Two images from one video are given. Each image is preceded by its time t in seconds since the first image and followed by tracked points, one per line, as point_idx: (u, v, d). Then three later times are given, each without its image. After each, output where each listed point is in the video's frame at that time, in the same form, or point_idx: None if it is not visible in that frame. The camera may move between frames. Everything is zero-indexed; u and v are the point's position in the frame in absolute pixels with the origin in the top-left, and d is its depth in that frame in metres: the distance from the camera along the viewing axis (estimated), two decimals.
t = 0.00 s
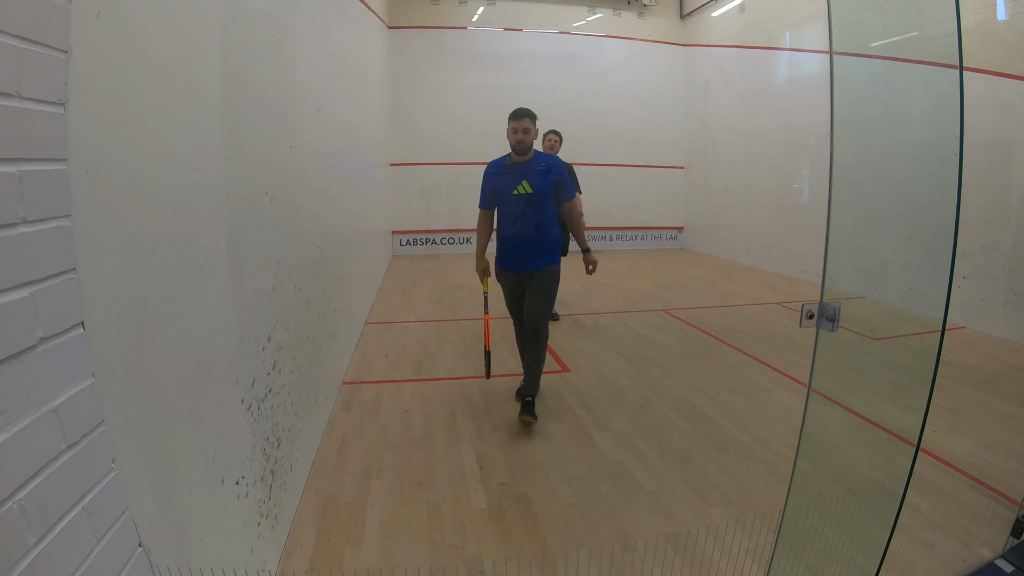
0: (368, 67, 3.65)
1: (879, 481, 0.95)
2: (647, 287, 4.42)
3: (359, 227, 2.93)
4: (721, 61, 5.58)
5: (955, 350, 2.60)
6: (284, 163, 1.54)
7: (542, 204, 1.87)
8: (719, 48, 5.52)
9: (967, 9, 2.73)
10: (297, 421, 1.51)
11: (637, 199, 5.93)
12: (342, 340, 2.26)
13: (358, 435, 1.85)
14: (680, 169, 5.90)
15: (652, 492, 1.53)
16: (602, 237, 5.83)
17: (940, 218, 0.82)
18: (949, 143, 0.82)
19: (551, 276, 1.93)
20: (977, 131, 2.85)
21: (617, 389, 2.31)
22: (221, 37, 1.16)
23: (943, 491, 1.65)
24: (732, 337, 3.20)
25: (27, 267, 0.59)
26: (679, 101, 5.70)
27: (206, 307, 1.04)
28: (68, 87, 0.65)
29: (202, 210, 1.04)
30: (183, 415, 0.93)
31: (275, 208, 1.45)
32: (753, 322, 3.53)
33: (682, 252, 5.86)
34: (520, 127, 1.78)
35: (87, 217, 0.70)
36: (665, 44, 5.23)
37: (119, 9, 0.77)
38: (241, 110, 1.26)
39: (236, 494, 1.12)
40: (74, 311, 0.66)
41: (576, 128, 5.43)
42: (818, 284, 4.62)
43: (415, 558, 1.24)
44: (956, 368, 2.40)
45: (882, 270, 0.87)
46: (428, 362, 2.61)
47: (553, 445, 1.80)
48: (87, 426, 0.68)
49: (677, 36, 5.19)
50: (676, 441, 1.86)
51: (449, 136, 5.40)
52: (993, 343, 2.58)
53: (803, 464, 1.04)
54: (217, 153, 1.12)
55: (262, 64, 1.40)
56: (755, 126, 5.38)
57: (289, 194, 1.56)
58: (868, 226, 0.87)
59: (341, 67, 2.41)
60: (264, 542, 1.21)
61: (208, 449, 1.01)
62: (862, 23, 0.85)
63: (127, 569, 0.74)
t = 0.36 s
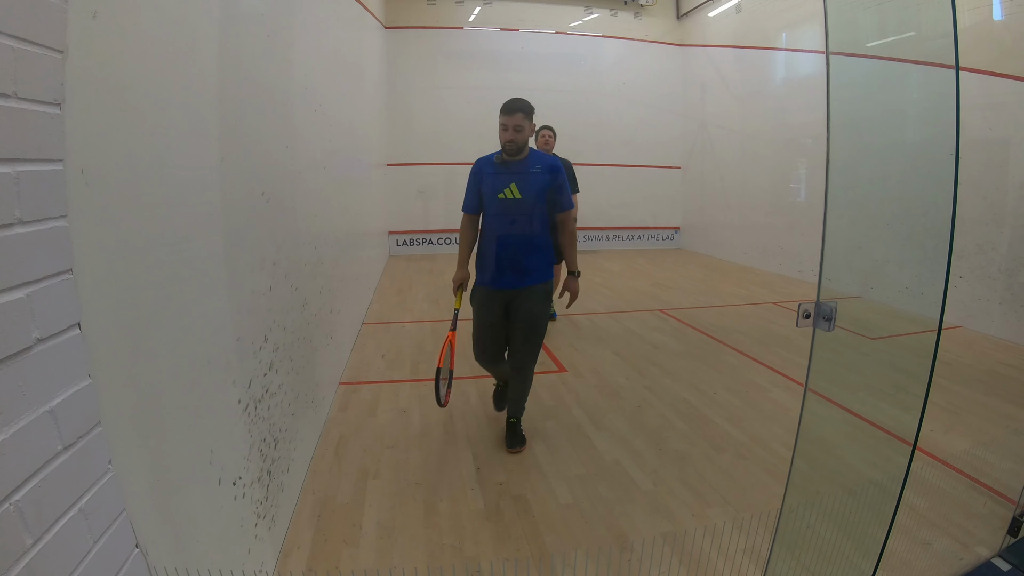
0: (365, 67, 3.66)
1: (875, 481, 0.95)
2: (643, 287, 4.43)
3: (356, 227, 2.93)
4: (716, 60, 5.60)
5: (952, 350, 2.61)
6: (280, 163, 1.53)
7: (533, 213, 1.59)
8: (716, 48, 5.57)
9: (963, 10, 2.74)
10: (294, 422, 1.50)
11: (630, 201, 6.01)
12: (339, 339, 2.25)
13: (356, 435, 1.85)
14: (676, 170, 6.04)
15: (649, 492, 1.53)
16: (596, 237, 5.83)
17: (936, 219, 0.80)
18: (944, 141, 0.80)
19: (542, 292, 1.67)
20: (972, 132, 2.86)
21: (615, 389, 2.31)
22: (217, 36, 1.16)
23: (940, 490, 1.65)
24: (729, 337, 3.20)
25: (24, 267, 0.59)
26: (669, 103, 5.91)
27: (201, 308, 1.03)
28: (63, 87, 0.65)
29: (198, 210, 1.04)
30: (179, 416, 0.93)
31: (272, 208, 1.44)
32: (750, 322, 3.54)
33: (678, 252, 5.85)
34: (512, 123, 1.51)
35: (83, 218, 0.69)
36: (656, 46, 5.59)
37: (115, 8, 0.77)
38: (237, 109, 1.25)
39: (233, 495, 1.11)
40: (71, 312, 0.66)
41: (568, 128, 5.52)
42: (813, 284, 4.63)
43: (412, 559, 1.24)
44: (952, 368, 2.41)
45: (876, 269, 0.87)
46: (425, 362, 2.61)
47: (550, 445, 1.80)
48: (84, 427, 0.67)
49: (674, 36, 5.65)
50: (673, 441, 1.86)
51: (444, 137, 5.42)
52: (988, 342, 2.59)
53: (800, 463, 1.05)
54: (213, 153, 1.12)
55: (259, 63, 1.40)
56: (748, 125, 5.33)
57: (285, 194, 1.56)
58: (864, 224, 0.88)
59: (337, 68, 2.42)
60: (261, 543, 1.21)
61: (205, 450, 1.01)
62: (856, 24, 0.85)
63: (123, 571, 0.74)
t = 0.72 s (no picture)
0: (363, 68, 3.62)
1: (873, 480, 0.96)
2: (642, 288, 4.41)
3: (354, 228, 2.91)
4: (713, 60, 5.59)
5: (951, 350, 2.61)
6: (278, 164, 1.52)
7: (529, 229, 1.40)
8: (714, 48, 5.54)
9: (963, 9, 2.74)
10: (293, 422, 1.50)
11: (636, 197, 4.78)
12: (337, 340, 2.25)
13: (354, 436, 1.85)
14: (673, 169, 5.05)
15: (649, 493, 1.53)
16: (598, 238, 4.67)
17: (933, 219, 0.82)
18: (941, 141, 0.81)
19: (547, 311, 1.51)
20: (971, 132, 2.85)
21: (613, 390, 2.31)
22: (215, 37, 1.15)
23: (940, 490, 1.65)
24: (728, 337, 3.20)
25: (22, 267, 0.59)
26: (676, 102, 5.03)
27: (199, 309, 1.03)
28: (62, 87, 0.65)
29: (196, 211, 1.03)
30: (178, 417, 0.92)
31: (270, 208, 1.44)
32: (749, 322, 3.54)
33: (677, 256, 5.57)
34: (490, 146, 1.22)
35: (83, 218, 0.69)
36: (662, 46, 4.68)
37: (113, 8, 0.76)
38: (236, 110, 1.25)
39: (232, 495, 1.11)
40: (69, 312, 0.66)
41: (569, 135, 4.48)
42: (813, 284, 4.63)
43: (411, 559, 1.24)
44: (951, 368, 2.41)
45: (875, 269, 0.89)
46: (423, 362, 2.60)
47: (549, 445, 1.80)
48: (84, 427, 0.68)
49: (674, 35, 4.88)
50: (672, 441, 1.86)
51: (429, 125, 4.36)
52: (987, 342, 2.59)
53: (799, 464, 1.04)
54: (211, 154, 1.11)
55: (255, 63, 1.39)
56: (746, 125, 5.51)
57: (283, 194, 1.55)
58: (863, 225, 0.88)
59: (335, 69, 2.40)
60: (260, 543, 1.21)
61: (204, 450, 1.01)
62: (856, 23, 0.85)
63: (123, 571, 0.74)
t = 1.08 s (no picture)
0: (364, 68, 3.65)
1: (873, 480, 0.94)
2: (641, 287, 4.43)
3: (353, 228, 2.91)
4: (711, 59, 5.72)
5: (950, 348, 2.61)
6: (278, 163, 1.52)
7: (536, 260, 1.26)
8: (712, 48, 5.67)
9: (961, 9, 2.75)
10: (292, 422, 1.50)
11: (637, 196, 5.29)
12: (337, 339, 2.25)
13: (354, 435, 1.85)
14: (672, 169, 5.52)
15: (648, 493, 1.53)
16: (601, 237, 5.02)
17: (932, 218, 0.81)
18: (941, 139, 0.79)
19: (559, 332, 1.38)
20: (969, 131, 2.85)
21: (612, 389, 2.31)
22: (214, 37, 1.15)
23: (940, 489, 1.65)
24: (726, 336, 3.21)
25: (22, 267, 0.59)
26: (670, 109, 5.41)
27: (198, 309, 1.03)
28: (62, 87, 0.65)
29: (195, 211, 1.03)
30: (177, 418, 0.92)
31: (269, 208, 1.44)
32: (747, 322, 3.54)
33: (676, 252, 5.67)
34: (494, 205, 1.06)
35: (81, 220, 0.69)
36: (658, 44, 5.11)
37: (112, 8, 0.76)
38: (235, 111, 1.25)
39: (232, 495, 1.11)
40: (69, 312, 0.66)
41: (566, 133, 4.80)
42: (811, 283, 4.64)
43: (411, 559, 1.24)
44: (950, 367, 2.41)
45: (876, 269, 0.89)
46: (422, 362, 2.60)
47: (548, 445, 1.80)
48: (83, 427, 0.68)
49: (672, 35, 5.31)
50: (671, 440, 1.86)
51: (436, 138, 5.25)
52: (986, 341, 2.60)
53: (799, 463, 1.05)
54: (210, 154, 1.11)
55: (256, 63, 1.39)
56: (748, 123, 5.43)
57: (283, 193, 1.55)
58: (862, 224, 0.88)
59: (334, 68, 2.39)
60: (260, 543, 1.21)
61: (204, 451, 1.01)
62: (856, 22, 0.85)
63: (122, 571, 0.74)
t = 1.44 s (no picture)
0: (347, 67, 3.65)
1: (862, 475, 0.94)
2: (627, 284, 4.46)
3: (339, 226, 2.91)
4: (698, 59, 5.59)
5: (935, 344, 2.64)
6: (262, 162, 1.51)
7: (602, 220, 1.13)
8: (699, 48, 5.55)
9: (944, 7, 2.77)
10: (278, 423, 1.49)
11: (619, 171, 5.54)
12: (322, 339, 2.24)
13: (340, 435, 1.84)
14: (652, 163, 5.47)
15: (636, 490, 1.53)
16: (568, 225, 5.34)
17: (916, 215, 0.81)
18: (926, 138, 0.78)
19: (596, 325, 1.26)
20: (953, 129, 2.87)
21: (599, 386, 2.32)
22: (198, 35, 1.14)
23: (925, 483, 1.67)
24: (712, 333, 3.23)
25: (6, 270, 0.58)
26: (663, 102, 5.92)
27: (182, 310, 1.02)
28: (44, 87, 0.64)
29: (179, 211, 1.02)
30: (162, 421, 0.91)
31: (254, 207, 1.43)
32: (733, 318, 3.56)
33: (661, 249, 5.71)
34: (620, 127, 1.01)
35: (67, 222, 0.69)
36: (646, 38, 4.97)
37: (95, 7, 0.75)
38: (219, 112, 1.24)
39: (218, 497, 1.10)
40: (52, 315, 0.65)
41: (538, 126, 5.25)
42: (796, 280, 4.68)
43: (400, 559, 1.23)
44: (934, 362, 2.44)
45: (861, 263, 0.91)
46: (409, 361, 2.60)
47: (535, 443, 1.80)
48: (67, 431, 0.67)
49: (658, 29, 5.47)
50: (658, 437, 1.86)
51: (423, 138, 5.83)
52: (971, 336, 2.62)
53: (785, 459, 1.05)
54: (194, 154, 1.10)
55: (239, 61, 1.38)
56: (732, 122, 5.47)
57: (267, 193, 1.54)
58: (846, 219, 0.90)
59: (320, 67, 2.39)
60: (247, 546, 1.20)
61: (189, 453, 1.00)
62: (842, 20, 0.85)
63: None
